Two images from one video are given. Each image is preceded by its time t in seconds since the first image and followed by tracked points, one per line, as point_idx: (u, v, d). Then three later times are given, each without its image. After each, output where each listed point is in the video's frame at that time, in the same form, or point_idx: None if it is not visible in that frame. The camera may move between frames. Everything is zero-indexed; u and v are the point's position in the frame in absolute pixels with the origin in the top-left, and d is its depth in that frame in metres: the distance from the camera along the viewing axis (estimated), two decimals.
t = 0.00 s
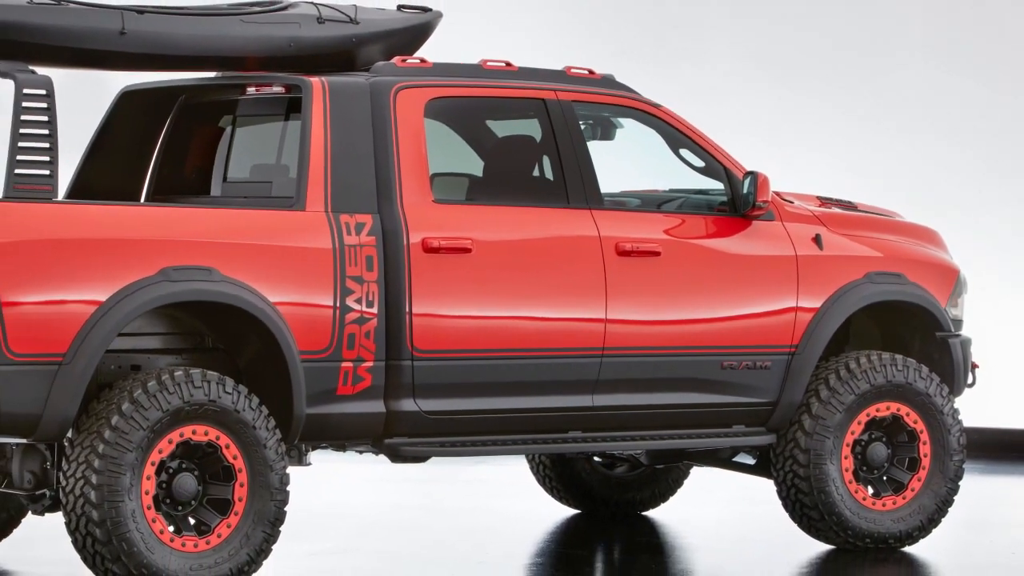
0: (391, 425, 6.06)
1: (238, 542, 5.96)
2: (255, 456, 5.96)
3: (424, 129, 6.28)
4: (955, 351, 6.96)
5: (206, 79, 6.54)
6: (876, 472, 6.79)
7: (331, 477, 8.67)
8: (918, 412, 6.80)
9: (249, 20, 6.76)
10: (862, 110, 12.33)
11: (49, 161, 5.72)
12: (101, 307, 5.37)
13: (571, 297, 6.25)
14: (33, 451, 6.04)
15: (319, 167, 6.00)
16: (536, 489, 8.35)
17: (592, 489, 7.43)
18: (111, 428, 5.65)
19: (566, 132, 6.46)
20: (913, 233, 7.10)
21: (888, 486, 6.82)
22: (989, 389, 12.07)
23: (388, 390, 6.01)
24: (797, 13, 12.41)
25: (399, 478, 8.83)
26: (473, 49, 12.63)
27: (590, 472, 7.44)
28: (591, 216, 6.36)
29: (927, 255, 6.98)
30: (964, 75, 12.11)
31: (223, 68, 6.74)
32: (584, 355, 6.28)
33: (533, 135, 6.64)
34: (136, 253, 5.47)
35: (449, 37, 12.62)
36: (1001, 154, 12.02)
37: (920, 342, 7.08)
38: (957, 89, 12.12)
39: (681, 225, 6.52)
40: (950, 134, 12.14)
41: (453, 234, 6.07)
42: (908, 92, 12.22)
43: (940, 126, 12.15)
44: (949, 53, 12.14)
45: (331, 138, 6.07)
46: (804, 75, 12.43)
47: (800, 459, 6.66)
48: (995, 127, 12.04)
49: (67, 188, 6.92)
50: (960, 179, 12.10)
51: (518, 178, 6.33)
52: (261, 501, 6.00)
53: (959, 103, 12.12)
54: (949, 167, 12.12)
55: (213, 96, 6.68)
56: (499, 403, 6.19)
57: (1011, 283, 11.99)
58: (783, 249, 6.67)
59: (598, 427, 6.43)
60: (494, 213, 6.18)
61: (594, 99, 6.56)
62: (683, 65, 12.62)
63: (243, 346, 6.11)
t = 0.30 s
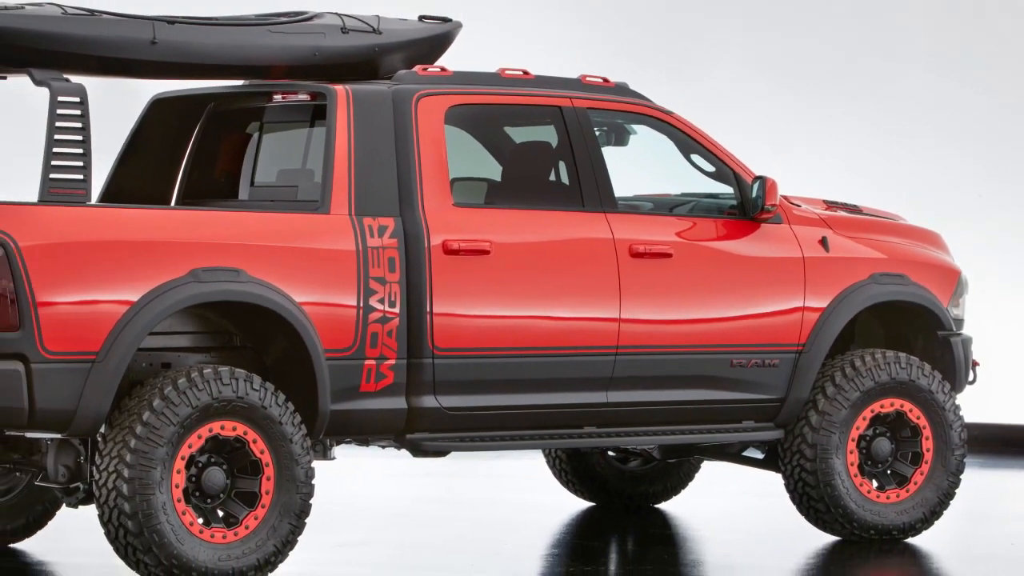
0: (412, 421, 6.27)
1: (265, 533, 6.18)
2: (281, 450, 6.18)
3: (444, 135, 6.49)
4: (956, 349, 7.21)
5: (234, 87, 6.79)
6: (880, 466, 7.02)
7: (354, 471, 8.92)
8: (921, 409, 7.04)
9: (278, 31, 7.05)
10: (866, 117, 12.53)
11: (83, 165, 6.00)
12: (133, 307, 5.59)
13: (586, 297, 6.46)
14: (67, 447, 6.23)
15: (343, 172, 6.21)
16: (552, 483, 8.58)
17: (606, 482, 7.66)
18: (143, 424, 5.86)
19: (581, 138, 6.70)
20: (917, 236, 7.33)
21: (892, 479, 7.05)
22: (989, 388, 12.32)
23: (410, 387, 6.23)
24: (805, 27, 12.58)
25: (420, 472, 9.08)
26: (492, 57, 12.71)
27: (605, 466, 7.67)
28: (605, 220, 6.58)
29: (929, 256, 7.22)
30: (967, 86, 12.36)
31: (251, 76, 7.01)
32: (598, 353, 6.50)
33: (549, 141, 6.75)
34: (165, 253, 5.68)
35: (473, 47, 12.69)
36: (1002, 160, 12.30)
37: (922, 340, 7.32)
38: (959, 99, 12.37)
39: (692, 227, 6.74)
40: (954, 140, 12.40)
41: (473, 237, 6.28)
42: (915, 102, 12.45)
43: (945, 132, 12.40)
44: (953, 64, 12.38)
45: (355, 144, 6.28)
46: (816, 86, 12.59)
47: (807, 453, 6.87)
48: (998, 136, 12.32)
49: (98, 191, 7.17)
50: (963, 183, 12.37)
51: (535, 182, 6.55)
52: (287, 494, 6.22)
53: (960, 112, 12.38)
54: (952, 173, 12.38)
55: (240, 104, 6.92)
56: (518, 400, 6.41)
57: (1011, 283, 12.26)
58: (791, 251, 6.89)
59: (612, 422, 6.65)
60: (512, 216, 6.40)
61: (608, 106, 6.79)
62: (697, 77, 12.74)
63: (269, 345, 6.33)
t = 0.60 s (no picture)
0: (433, 416, 6.49)
1: (292, 525, 6.41)
2: (308, 444, 6.41)
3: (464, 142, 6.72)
4: (957, 347, 7.46)
5: (262, 95, 7.05)
6: (884, 460, 7.28)
7: (375, 465, 9.21)
8: (924, 405, 7.29)
9: (303, 41, 7.37)
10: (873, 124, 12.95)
11: (117, 171, 6.28)
12: (164, 307, 5.81)
13: (601, 297, 6.70)
14: (101, 442, 6.52)
15: (368, 176, 6.45)
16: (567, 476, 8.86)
17: (620, 475, 7.89)
18: (174, 419, 6.08)
19: (596, 144, 6.93)
20: (919, 238, 7.58)
21: (896, 473, 7.30)
22: (991, 386, 12.85)
23: (431, 383, 6.45)
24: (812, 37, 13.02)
25: (438, 465, 9.36)
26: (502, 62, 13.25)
27: (619, 460, 7.90)
28: (619, 223, 6.81)
29: (932, 258, 7.47)
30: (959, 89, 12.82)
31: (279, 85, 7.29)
32: (613, 351, 6.74)
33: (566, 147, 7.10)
34: (197, 255, 5.90)
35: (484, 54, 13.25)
36: (999, 163, 12.75)
37: (925, 338, 7.59)
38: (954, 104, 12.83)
39: (703, 230, 6.98)
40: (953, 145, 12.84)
41: (492, 239, 6.51)
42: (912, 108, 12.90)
43: (944, 137, 12.84)
44: (954, 75, 12.82)
45: (379, 150, 6.51)
46: (825, 93, 13.02)
47: (814, 448, 7.13)
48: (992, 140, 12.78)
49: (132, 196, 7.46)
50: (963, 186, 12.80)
51: (553, 187, 6.79)
52: (313, 487, 6.44)
53: (963, 120, 12.82)
54: (952, 175, 12.81)
55: (267, 111, 7.18)
56: (536, 396, 6.65)
57: (1011, 285, 12.69)
58: (798, 254, 7.13)
59: (626, 418, 6.89)
60: (530, 219, 6.63)
61: (623, 113, 7.04)
62: (706, 83, 13.21)
63: (296, 344, 6.57)
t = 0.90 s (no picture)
0: (454, 412, 6.75)
1: (319, 516, 6.62)
2: (335, 438, 6.62)
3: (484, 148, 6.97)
4: (959, 345, 7.74)
5: (290, 103, 7.33)
6: (888, 454, 7.55)
7: (401, 460, 9.50)
8: (927, 401, 7.56)
9: (331, 51, 7.67)
10: (875, 131, 13.11)
11: (151, 175, 6.53)
12: (195, 307, 6.07)
13: (615, 298, 6.96)
14: (135, 436, 6.75)
15: (392, 181, 6.70)
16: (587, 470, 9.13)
17: (635, 469, 8.16)
18: (206, 415, 6.30)
19: (611, 150, 7.20)
20: (923, 240, 7.85)
21: (900, 466, 7.57)
22: (991, 384, 13.02)
23: (453, 379, 6.70)
24: (817, 47, 13.14)
25: (464, 459, 9.65)
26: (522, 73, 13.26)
27: (633, 453, 8.16)
28: (634, 226, 7.07)
29: (935, 260, 7.74)
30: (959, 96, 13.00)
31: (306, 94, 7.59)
32: (627, 349, 7.01)
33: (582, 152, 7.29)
34: (226, 257, 6.15)
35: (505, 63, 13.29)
36: (1003, 169, 12.90)
37: (928, 337, 7.87)
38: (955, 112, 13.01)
39: (714, 233, 7.24)
40: (959, 151, 12.98)
41: (511, 241, 6.77)
42: (922, 117, 13.04)
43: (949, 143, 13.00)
44: (955, 84, 12.99)
45: (403, 156, 6.76)
46: (829, 103, 13.15)
47: (821, 442, 7.39)
48: (997, 143, 12.90)
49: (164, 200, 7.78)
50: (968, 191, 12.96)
51: (571, 192, 7.06)
52: (339, 480, 6.66)
53: (961, 127, 13.00)
54: (957, 181, 12.97)
55: (297, 119, 7.47)
56: (554, 392, 6.92)
57: (1011, 285, 12.86)
58: (806, 256, 7.39)
59: (640, 414, 7.15)
60: (548, 222, 6.89)
61: (637, 120, 7.30)
62: (719, 95, 13.27)
63: (323, 342, 6.78)
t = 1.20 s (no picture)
0: (476, 408, 7.04)
1: (345, 508, 6.88)
2: (361, 433, 6.86)
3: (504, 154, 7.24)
4: (960, 343, 8.05)
5: (319, 111, 7.62)
6: (893, 448, 7.86)
7: (425, 453, 9.81)
8: (929, 397, 7.86)
9: (358, 60, 7.97)
10: (878, 138, 13.35)
11: (185, 181, 6.73)
12: (227, 307, 6.34)
13: (631, 298, 7.25)
14: (169, 431, 7.00)
15: (416, 186, 6.97)
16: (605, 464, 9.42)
17: (649, 463, 8.44)
18: (237, 410, 6.55)
19: (627, 157, 7.49)
20: (925, 243, 8.15)
21: (904, 460, 7.87)
22: (991, 381, 13.33)
23: (475, 376, 6.99)
24: (824, 52, 13.40)
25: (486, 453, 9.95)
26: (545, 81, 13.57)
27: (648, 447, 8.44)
28: (648, 230, 7.36)
29: (937, 261, 8.04)
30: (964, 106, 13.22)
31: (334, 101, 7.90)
32: (641, 348, 7.29)
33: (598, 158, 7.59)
34: (257, 260, 6.42)
35: (526, 72, 13.56)
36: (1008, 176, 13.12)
37: (931, 335, 8.19)
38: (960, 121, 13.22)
39: (725, 236, 7.53)
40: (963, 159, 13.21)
41: (530, 244, 7.05)
42: (928, 124, 13.27)
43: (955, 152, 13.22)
44: (959, 91, 13.22)
45: (426, 161, 7.03)
46: (837, 109, 13.41)
47: (828, 437, 7.70)
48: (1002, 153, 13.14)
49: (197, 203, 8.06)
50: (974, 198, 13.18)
51: (588, 197, 7.36)
52: (366, 473, 6.91)
53: (962, 134, 13.23)
54: (962, 188, 13.19)
55: (324, 126, 7.75)
56: (571, 389, 7.21)
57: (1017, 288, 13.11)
58: (813, 258, 7.68)
59: (654, 410, 7.44)
60: (565, 225, 7.17)
61: (652, 127, 7.59)
62: (728, 100, 13.56)
63: (351, 339, 6.99)
